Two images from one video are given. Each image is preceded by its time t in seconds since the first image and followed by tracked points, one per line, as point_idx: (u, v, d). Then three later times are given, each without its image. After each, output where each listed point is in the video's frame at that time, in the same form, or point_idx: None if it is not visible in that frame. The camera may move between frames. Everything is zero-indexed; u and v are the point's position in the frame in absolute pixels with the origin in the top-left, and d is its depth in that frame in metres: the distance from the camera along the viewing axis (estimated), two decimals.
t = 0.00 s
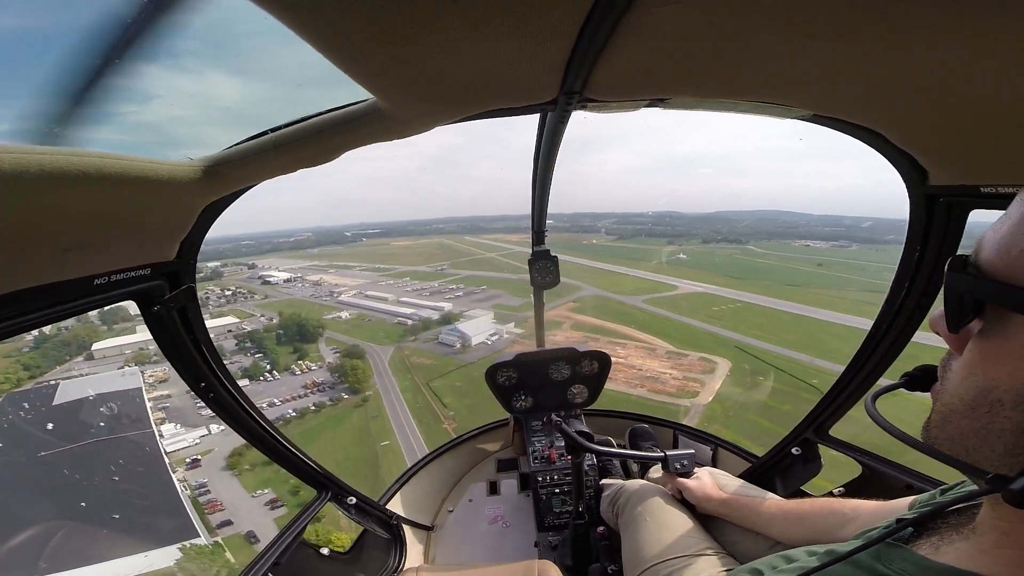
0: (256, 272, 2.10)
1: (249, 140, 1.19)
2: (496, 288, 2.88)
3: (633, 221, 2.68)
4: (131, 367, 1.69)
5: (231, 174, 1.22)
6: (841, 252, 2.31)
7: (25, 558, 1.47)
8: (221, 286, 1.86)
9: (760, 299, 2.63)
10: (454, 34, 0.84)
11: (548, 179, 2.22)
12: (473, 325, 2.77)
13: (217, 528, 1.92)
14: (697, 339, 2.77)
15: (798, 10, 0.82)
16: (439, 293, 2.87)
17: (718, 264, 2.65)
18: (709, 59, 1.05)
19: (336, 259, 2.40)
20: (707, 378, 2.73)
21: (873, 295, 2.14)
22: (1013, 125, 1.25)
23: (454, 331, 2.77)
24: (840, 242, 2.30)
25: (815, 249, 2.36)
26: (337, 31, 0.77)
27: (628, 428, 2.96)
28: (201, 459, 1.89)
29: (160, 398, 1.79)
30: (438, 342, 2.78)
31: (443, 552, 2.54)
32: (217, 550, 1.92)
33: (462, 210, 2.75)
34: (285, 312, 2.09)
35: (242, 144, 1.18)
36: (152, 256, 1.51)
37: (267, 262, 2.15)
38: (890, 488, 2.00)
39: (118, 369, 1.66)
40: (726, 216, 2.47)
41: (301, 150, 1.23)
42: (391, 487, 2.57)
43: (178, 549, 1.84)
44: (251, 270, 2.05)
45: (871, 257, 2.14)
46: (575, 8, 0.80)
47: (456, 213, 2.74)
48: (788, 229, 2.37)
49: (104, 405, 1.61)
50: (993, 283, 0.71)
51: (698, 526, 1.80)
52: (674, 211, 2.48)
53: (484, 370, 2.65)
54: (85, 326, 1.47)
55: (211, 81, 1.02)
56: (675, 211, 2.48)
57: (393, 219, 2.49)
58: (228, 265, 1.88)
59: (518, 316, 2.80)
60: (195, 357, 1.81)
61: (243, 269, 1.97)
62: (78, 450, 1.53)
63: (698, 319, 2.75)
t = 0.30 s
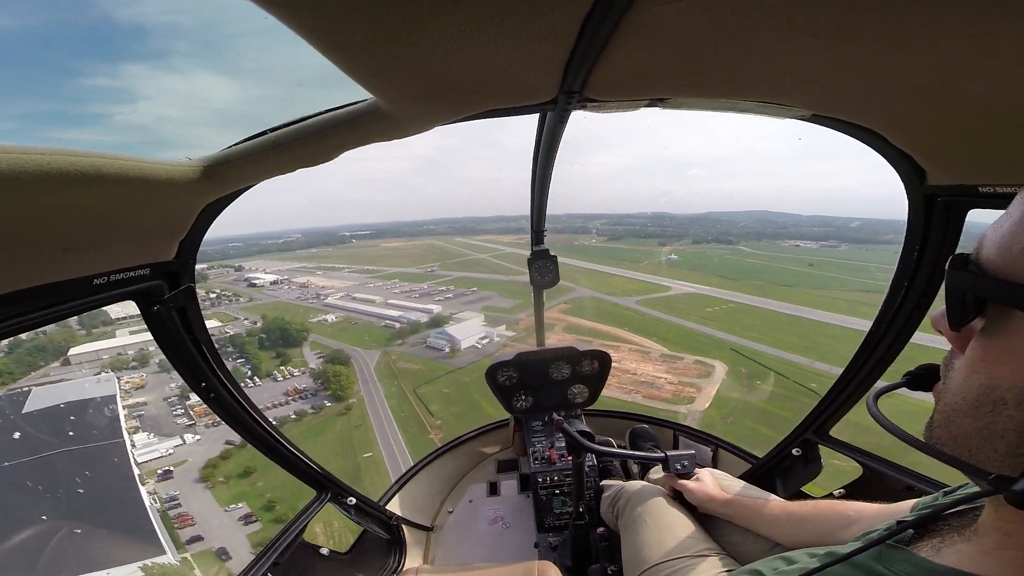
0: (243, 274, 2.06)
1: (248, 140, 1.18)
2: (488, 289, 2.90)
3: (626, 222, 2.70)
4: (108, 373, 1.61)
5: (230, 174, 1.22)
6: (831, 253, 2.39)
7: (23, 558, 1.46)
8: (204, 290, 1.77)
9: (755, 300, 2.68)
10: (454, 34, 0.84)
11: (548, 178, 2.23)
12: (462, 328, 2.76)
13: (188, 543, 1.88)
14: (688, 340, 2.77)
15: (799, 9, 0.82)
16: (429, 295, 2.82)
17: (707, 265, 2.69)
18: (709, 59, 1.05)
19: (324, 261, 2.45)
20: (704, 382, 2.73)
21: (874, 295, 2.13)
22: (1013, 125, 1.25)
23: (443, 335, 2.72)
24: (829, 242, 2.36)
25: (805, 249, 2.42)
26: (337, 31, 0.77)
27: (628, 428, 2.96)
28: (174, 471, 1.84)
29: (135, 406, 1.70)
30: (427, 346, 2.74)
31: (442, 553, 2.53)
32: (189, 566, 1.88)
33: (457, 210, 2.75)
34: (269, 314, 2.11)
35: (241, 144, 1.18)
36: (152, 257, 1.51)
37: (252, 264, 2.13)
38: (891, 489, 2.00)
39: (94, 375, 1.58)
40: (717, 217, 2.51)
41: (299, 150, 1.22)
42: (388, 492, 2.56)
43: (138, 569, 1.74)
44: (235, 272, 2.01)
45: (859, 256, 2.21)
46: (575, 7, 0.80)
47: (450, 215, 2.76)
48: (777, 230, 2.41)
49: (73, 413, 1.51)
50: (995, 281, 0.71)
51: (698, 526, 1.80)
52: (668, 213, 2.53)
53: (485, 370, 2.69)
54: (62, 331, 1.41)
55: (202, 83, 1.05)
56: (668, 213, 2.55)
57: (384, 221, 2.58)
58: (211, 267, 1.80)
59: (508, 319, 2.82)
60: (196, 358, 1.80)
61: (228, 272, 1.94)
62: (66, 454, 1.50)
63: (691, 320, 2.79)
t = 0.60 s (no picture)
0: (242, 277, 2.05)
1: (249, 144, 1.19)
2: (488, 291, 2.80)
3: (628, 222, 2.67)
4: (97, 379, 1.61)
5: (232, 174, 1.21)
6: (835, 251, 2.37)
7: (25, 558, 1.46)
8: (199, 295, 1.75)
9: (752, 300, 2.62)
10: (453, 35, 0.84)
11: (548, 179, 2.22)
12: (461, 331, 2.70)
13: (170, 558, 1.81)
14: (693, 343, 2.69)
15: (799, 9, 0.82)
16: (428, 297, 2.72)
17: (712, 266, 2.64)
18: (708, 59, 1.05)
19: (324, 263, 2.39)
20: (710, 387, 2.66)
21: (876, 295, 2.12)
22: (1012, 126, 1.25)
23: (441, 338, 2.67)
24: (833, 241, 2.35)
25: (809, 248, 2.39)
26: (340, 32, 0.77)
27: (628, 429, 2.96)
28: (159, 480, 1.78)
29: (123, 412, 1.67)
30: (425, 350, 2.68)
31: (442, 553, 2.53)
32: None
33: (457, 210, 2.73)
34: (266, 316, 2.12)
35: (243, 147, 1.18)
36: (152, 258, 1.50)
37: (251, 267, 2.13)
38: (891, 490, 1.99)
39: (82, 381, 1.57)
40: (716, 214, 2.50)
41: (300, 153, 1.23)
42: (389, 492, 2.55)
43: None
44: (235, 275, 1.99)
45: (862, 254, 2.20)
46: (575, 8, 0.80)
47: (451, 216, 2.75)
48: (779, 229, 2.41)
49: (57, 421, 1.51)
50: (1011, 278, 0.70)
51: (699, 527, 1.80)
52: (673, 212, 2.48)
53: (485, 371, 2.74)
54: (56, 335, 1.39)
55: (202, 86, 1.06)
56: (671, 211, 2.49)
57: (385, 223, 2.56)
58: (211, 270, 1.79)
59: (508, 321, 2.77)
60: (195, 360, 1.80)
61: (228, 275, 1.93)
62: (64, 459, 1.52)
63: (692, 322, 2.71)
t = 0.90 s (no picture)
0: (244, 280, 2.07)
1: (250, 139, 1.19)
2: (491, 291, 2.85)
3: (630, 220, 2.72)
4: (93, 385, 1.58)
5: (231, 173, 1.21)
6: (844, 246, 2.31)
7: (20, 562, 1.41)
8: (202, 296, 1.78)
9: (761, 296, 2.61)
10: (453, 34, 0.84)
11: (548, 178, 2.22)
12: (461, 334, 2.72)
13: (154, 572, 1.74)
14: (698, 342, 2.75)
15: (799, 10, 0.82)
16: (430, 299, 2.77)
17: (724, 264, 2.63)
18: (709, 59, 1.05)
19: (329, 264, 2.40)
20: (723, 390, 2.68)
21: (875, 292, 2.12)
22: (1012, 126, 1.25)
23: (441, 341, 2.72)
24: (841, 237, 2.30)
25: (816, 243, 2.39)
26: (341, 31, 0.77)
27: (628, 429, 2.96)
28: (147, 491, 1.75)
29: (116, 420, 1.65)
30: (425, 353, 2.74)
31: (442, 553, 2.53)
32: None
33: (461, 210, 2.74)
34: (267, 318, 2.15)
35: (243, 144, 1.18)
36: (152, 257, 1.51)
37: (255, 269, 2.18)
38: (891, 491, 1.99)
39: (78, 389, 1.54)
40: (722, 213, 2.47)
41: (300, 150, 1.22)
42: (390, 490, 2.56)
43: None
44: (237, 278, 2.01)
45: (868, 250, 2.16)
46: (575, 8, 0.80)
47: (453, 216, 2.78)
48: (786, 225, 2.44)
49: (48, 428, 1.45)
50: (983, 287, 0.71)
51: (698, 528, 1.80)
52: (675, 209, 2.50)
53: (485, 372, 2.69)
54: (56, 339, 1.40)
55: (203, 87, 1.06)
56: (675, 209, 2.53)
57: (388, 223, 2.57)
58: (215, 273, 1.85)
59: (511, 322, 2.81)
60: (194, 358, 1.80)
61: (231, 278, 1.95)
62: (49, 468, 1.46)
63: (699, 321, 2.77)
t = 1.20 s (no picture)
0: (239, 289, 2.01)
1: (250, 140, 1.19)
2: (488, 298, 2.76)
3: (628, 224, 2.62)
4: (77, 400, 1.54)
5: (231, 173, 1.22)
6: (842, 245, 2.25)
7: (22, 559, 1.45)
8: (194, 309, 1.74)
9: (767, 299, 2.48)
10: (453, 34, 0.83)
11: (548, 179, 2.23)
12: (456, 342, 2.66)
13: None
14: (701, 347, 2.62)
15: (798, 10, 0.82)
16: (427, 306, 2.64)
17: (725, 264, 2.56)
18: (709, 59, 1.05)
19: (326, 274, 2.37)
20: (731, 396, 2.60)
21: (876, 291, 2.12)
22: (1011, 125, 1.25)
23: (437, 349, 2.64)
24: (839, 235, 2.25)
25: (815, 242, 2.33)
26: (341, 31, 0.77)
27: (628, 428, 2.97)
28: (129, 509, 1.71)
29: (101, 433, 1.60)
30: (422, 362, 2.66)
31: (442, 551, 2.54)
32: None
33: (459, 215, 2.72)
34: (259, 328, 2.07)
35: (243, 144, 1.18)
36: (153, 256, 1.51)
37: (248, 279, 2.06)
38: (890, 489, 2.00)
39: (64, 403, 1.50)
40: (718, 214, 2.43)
41: (299, 150, 1.22)
42: (390, 487, 2.59)
43: None
44: (234, 287, 1.97)
45: (867, 249, 2.14)
46: (575, 8, 0.80)
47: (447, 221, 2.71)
48: (784, 224, 2.40)
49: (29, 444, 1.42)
50: (977, 288, 0.71)
51: (697, 526, 1.81)
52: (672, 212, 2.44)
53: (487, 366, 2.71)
54: (44, 352, 1.38)
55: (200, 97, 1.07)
56: (674, 211, 2.46)
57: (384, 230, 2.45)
58: (207, 283, 1.80)
59: (509, 329, 2.79)
60: (195, 357, 1.80)
61: (225, 287, 1.90)
62: (32, 484, 1.43)
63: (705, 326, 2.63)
